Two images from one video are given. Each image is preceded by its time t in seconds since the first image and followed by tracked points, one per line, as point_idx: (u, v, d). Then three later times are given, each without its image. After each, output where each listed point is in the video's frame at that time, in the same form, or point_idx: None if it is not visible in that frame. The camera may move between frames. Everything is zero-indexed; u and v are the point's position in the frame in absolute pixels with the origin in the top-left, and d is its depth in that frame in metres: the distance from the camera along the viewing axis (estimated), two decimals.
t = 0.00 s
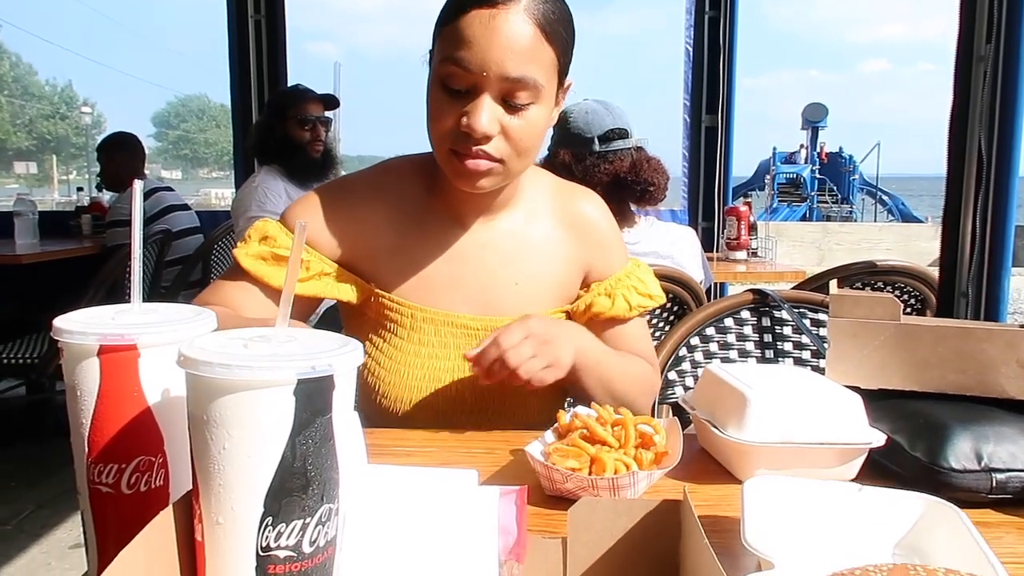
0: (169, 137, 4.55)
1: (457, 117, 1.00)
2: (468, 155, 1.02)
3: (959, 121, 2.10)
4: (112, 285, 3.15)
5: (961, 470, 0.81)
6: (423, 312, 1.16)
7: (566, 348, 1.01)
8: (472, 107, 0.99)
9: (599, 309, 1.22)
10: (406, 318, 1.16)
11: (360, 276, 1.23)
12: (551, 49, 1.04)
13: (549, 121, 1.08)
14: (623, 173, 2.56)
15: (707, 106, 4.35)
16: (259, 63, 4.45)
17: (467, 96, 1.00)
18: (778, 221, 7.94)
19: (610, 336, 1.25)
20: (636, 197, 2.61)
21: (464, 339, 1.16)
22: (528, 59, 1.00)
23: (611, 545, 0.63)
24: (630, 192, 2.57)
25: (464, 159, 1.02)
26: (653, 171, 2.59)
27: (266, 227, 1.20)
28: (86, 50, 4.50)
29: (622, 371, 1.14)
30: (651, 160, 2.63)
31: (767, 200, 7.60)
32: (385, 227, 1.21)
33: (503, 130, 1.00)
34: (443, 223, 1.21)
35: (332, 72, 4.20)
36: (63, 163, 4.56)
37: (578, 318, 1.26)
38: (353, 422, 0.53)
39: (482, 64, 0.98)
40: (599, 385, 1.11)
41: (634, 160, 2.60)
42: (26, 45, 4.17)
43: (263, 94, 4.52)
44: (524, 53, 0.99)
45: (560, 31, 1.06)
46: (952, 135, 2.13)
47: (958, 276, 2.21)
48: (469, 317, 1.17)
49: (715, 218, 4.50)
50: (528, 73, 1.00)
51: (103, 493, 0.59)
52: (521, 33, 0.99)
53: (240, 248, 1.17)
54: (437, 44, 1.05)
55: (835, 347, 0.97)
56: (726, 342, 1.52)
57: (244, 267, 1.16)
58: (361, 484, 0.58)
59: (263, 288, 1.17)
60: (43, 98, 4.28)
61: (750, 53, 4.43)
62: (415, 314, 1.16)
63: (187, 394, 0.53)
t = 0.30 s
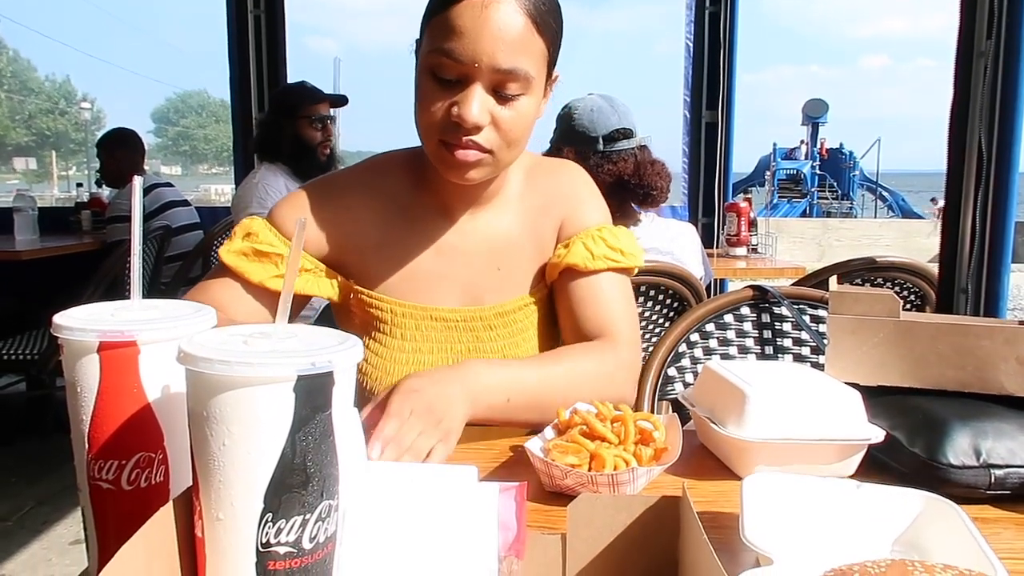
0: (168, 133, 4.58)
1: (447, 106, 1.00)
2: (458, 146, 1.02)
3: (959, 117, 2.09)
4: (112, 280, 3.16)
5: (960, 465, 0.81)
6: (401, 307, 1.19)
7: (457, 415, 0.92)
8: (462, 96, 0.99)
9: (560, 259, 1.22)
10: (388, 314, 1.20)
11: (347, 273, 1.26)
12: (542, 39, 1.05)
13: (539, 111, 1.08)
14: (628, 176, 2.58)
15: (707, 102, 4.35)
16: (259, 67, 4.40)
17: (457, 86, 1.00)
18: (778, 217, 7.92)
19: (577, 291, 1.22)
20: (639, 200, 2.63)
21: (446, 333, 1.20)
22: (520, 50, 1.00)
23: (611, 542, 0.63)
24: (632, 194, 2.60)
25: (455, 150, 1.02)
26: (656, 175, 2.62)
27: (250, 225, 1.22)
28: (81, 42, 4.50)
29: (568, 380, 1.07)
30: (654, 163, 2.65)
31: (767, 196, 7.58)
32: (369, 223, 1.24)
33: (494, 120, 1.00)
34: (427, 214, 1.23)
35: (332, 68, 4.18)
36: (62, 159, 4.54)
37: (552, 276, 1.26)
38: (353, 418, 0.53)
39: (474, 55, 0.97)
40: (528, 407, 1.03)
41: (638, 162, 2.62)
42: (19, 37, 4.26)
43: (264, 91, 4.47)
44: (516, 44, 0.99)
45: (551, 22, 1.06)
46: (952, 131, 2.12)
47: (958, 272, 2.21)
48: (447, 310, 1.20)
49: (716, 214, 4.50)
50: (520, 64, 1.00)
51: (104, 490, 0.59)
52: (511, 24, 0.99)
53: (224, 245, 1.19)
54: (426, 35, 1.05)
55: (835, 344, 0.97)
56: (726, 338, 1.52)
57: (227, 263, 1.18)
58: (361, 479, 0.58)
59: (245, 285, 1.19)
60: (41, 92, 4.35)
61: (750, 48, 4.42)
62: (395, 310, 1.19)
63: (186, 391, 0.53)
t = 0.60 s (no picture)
0: (168, 131, 4.54)
1: (435, 89, 0.99)
2: (446, 129, 1.00)
3: (960, 114, 2.09)
4: (112, 277, 3.16)
5: (959, 463, 0.81)
6: (387, 312, 1.19)
7: (448, 433, 0.93)
8: (450, 77, 0.99)
9: (549, 260, 1.22)
10: (375, 318, 1.19)
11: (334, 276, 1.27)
12: (523, 22, 1.05)
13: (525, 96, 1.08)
14: (629, 186, 2.58)
15: (707, 99, 4.34)
16: (259, 67, 4.35)
17: (445, 69, 1.00)
18: (779, 215, 7.91)
19: (569, 289, 1.22)
20: (637, 210, 2.64)
21: (432, 336, 1.20)
22: (503, 29, 1.00)
23: (609, 538, 0.63)
24: (631, 205, 2.61)
25: (443, 132, 1.00)
26: (658, 188, 2.62)
27: (233, 235, 1.23)
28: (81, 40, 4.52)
29: (565, 396, 1.07)
30: (657, 176, 2.64)
31: (767, 193, 7.58)
32: (354, 227, 1.24)
33: (483, 101, 1.00)
34: (411, 214, 1.23)
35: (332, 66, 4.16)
36: (62, 156, 4.57)
37: (542, 277, 1.26)
38: (352, 415, 0.53)
39: (459, 35, 0.98)
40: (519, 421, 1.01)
41: (641, 172, 2.62)
42: (18, 34, 4.26)
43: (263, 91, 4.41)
44: (498, 23, 1.00)
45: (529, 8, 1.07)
46: (953, 128, 2.12)
47: (958, 270, 2.21)
48: (434, 313, 1.19)
49: (716, 212, 4.50)
50: (504, 42, 1.00)
51: (103, 486, 0.60)
52: (493, 4, 1.00)
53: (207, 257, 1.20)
54: (405, 25, 1.05)
55: (834, 341, 0.97)
56: (726, 336, 1.52)
57: (211, 273, 1.19)
58: (360, 477, 0.58)
59: (230, 294, 1.19)
60: (41, 90, 4.38)
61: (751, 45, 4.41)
62: (381, 315, 1.19)
63: (185, 389, 0.53)
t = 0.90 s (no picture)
0: (167, 130, 4.50)
1: (429, 93, 0.99)
2: (441, 134, 1.01)
3: (959, 112, 2.09)
4: (112, 276, 3.16)
5: (960, 460, 0.81)
6: (385, 312, 1.19)
7: (458, 424, 0.94)
8: (443, 81, 0.98)
9: (553, 267, 1.22)
10: (373, 319, 1.20)
11: (333, 276, 1.27)
12: (516, 22, 1.05)
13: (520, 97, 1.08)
14: (626, 187, 2.58)
15: (707, 98, 4.34)
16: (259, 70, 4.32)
17: (437, 72, 1.00)
18: (778, 213, 7.89)
19: (573, 296, 1.22)
20: (632, 212, 2.64)
21: (430, 336, 1.20)
22: (495, 31, 1.00)
23: (610, 536, 0.63)
24: (626, 206, 2.62)
25: (437, 137, 1.01)
26: (654, 191, 2.61)
27: (232, 232, 1.23)
28: (81, 39, 4.55)
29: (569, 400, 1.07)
30: (654, 177, 2.62)
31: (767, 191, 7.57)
32: (352, 228, 1.24)
33: (477, 105, 1.00)
34: (408, 216, 1.22)
35: (332, 65, 4.16)
36: (61, 155, 4.58)
37: (546, 284, 1.26)
38: (353, 413, 0.53)
39: (452, 38, 0.98)
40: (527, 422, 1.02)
41: (637, 172, 2.61)
42: (20, 33, 4.23)
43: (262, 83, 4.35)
44: (491, 26, 1.00)
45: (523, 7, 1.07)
46: (952, 126, 2.12)
47: (958, 268, 2.21)
48: (433, 314, 1.19)
49: (715, 210, 4.50)
50: (498, 45, 1.00)
51: (104, 484, 0.59)
52: (485, 6, 1.00)
53: (205, 254, 1.20)
54: (398, 28, 1.05)
55: (834, 339, 0.97)
56: (726, 334, 1.52)
57: (209, 270, 1.19)
58: (360, 475, 0.58)
59: (227, 290, 1.19)
60: (40, 89, 4.33)
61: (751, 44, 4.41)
62: (379, 315, 1.19)
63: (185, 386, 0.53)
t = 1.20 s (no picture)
0: (168, 126, 4.51)
1: (428, 106, 0.99)
2: (441, 147, 1.02)
3: (960, 112, 2.09)
4: (113, 274, 3.16)
5: (960, 458, 0.81)
6: (390, 312, 1.19)
7: (474, 409, 0.96)
8: (443, 94, 0.98)
9: (560, 269, 1.22)
10: (378, 318, 1.20)
11: (339, 273, 1.27)
12: (518, 28, 1.03)
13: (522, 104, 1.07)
14: (623, 180, 2.57)
15: (707, 96, 4.34)
16: (259, 65, 4.28)
17: (437, 84, 0.99)
18: (778, 211, 7.89)
19: (579, 298, 1.22)
20: (632, 205, 2.62)
21: (436, 337, 1.20)
22: (497, 40, 0.98)
23: (611, 533, 0.63)
24: (624, 199, 2.60)
25: (438, 151, 1.02)
26: (652, 182, 2.60)
27: (236, 234, 1.24)
28: (78, 34, 4.50)
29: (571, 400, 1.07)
30: (652, 169, 2.62)
31: (767, 190, 7.53)
32: (357, 226, 1.24)
33: (477, 116, 1.00)
34: (413, 216, 1.23)
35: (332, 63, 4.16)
36: (61, 152, 4.61)
37: (552, 285, 1.25)
38: (356, 411, 0.53)
39: (451, 49, 0.96)
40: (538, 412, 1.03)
41: (635, 166, 2.61)
42: (18, 29, 4.22)
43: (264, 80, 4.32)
44: (492, 36, 0.98)
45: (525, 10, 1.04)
46: (953, 125, 2.12)
47: (958, 266, 2.21)
48: (439, 314, 1.20)
49: (716, 208, 4.51)
50: (499, 57, 0.98)
51: (107, 481, 0.60)
52: (486, 15, 0.98)
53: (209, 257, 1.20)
54: (399, 33, 1.03)
55: (834, 338, 0.97)
56: (727, 332, 1.53)
57: (213, 273, 1.18)
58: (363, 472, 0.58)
59: (232, 294, 1.18)
60: (41, 87, 4.37)
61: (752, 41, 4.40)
62: (384, 314, 1.20)
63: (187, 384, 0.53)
